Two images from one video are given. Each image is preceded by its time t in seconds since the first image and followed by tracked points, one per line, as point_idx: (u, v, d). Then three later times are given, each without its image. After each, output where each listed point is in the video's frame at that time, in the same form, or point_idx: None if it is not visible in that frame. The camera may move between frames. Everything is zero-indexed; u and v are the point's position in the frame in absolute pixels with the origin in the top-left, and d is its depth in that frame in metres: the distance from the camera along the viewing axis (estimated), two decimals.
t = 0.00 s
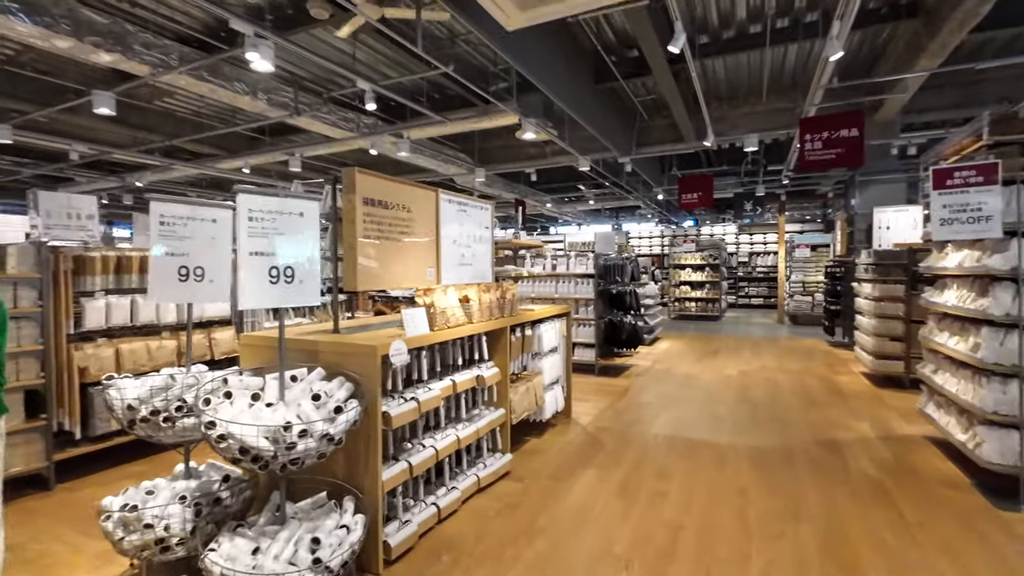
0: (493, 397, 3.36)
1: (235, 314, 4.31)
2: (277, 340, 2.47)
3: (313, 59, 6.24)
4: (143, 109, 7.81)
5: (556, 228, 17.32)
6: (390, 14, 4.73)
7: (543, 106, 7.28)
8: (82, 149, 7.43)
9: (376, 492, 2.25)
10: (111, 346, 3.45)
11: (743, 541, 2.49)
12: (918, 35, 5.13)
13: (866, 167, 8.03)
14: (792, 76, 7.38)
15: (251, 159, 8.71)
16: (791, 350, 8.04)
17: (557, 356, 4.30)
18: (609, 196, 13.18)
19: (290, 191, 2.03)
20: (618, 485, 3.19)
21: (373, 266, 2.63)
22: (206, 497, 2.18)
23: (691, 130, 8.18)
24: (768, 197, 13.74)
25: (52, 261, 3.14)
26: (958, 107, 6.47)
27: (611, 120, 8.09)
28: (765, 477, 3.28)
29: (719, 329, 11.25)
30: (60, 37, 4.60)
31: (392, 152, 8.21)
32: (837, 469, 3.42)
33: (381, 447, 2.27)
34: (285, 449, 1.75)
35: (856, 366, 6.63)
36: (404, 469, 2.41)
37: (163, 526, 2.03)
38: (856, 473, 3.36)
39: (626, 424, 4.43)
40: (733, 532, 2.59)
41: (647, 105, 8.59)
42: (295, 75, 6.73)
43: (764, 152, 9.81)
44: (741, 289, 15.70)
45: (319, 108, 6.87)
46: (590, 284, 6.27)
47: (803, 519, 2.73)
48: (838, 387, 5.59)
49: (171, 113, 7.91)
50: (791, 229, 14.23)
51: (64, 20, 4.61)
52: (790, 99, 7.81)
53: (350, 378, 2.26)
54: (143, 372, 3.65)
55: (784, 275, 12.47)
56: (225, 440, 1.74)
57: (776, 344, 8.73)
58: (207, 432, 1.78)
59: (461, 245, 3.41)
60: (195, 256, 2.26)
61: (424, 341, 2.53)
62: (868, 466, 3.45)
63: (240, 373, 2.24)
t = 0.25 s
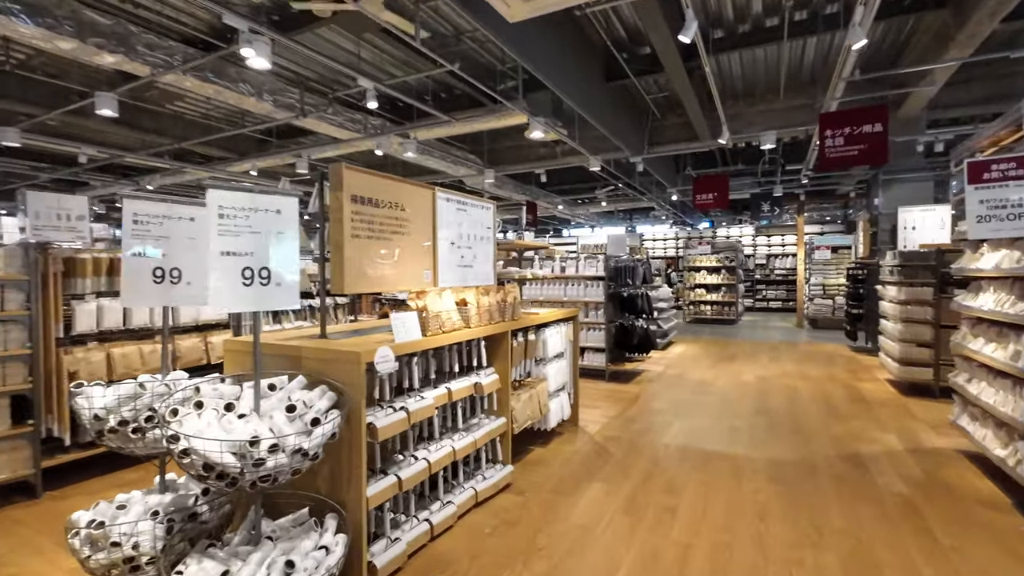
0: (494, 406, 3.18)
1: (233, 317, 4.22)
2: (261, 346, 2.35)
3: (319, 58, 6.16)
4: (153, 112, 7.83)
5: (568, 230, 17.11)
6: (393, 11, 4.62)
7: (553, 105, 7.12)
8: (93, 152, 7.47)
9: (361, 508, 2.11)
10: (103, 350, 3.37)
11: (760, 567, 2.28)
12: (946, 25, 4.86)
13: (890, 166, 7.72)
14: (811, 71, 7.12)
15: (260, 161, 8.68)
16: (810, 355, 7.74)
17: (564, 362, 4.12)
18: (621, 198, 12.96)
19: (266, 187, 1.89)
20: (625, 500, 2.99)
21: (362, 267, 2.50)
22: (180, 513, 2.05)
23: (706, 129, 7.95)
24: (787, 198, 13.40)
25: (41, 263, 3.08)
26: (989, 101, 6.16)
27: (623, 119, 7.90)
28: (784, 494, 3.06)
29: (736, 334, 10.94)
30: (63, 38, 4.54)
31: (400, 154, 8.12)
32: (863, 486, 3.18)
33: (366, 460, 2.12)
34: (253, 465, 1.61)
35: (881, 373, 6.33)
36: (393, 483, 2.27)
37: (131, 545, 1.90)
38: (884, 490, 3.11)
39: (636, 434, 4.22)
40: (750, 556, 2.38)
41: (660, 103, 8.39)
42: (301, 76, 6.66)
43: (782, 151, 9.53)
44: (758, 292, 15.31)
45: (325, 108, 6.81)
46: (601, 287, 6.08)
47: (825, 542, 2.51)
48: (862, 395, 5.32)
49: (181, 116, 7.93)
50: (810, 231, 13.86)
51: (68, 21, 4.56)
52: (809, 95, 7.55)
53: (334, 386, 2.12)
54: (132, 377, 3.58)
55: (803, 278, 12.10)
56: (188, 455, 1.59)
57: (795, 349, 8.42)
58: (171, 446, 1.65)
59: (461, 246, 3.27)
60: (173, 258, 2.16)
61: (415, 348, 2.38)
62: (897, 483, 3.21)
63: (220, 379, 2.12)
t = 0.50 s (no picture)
0: (490, 415, 2.97)
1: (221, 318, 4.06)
2: (232, 350, 2.16)
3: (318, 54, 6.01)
4: (154, 112, 7.73)
5: (576, 231, 16.86)
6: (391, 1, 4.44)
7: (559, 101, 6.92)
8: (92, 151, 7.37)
9: (336, 529, 1.91)
10: (81, 353, 3.24)
11: None
12: (974, 12, 4.60)
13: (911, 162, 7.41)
14: (827, 64, 6.85)
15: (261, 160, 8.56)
16: (827, 359, 7.44)
17: (567, 366, 3.90)
18: (629, 198, 12.70)
19: (228, 174, 1.70)
20: (631, 518, 2.76)
21: (343, 265, 2.30)
22: (136, 534, 1.86)
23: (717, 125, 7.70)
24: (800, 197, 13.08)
25: (14, 262, 2.94)
26: (1017, 93, 5.86)
27: (632, 115, 7.68)
28: (806, 512, 2.81)
29: (748, 336, 10.63)
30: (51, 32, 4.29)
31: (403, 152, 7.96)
32: (892, 502, 2.93)
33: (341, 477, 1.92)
34: (202, 488, 1.41)
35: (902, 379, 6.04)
36: (374, 501, 2.07)
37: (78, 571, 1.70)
38: (914, 508, 2.85)
39: (644, 443, 3.99)
40: None
41: (670, 99, 8.16)
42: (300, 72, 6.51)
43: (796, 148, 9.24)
44: (770, 294, 14.96)
45: (325, 106, 6.65)
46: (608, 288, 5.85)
47: (854, 568, 2.27)
48: (884, 402, 5.04)
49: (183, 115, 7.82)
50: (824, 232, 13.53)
51: (56, 14, 4.29)
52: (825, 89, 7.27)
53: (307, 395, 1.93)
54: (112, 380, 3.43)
55: (818, 279, 11.76)
56: (129, 476, 1.40)
57: (811, 353, 8.12)
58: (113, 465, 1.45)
59: (456, 243, 3.06)
60: (136, 254, 1.99)
61: (399, 353, 2.17)
62: (928, 500, 2.95)
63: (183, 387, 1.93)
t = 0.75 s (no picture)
0: (481, 430, 2.76)
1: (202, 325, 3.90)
2: (196, 363, 1.97)
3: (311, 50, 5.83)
4: (148, 111, 7.58)
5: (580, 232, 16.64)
6: None
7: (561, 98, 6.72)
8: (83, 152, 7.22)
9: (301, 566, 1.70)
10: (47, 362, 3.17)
11: None
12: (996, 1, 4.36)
13: (925, 161, 7.15)
14: (838, 59, 6.61)
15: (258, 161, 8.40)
16: (838, 365, 7.19)
17: (566, 375, 3.69)
18: (633, 198, 12.48)
19: (173, 168, 1.49)
20: (633, 544, 2.54)
21: (315, 269, 2.10)
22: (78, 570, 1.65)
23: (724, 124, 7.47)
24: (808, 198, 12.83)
25: None
26: None
27: (636, 113, 7.47)
28: (826, 539, 2.59)
29: (756, 340, 10.38)
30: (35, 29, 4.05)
31: (401, 152, 7.78)
32: (918, 527, 2.70)
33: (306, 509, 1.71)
34: (128, 532, 1.20)
35: (918, 386, 5.79)
36: (346, 532, 1.86)
37: None
38: (941, 533, 2.62)
39: (649, 457, 3.77)
40: None
41: (675, 97, 7.94)
42: (294, 69, 6.32)
43: (805, 147, 9.00)
44: (777, 296, 14.68)
45: (319, 104, 6.47)
46: (611, 291, 5.64)
47: None
48: (900, 412, 4.81)
49: (177, 114, 7.66)
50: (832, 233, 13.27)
51: (36, 8, 4.04)
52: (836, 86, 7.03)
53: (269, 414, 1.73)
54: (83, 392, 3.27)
55: (827, 281, 11.49)
56: (46, 521, 1.19)
57: (821, 358, 7.88)
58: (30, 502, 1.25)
59: (444, 245, 2.86)
60: (83, 256, 1.78)
61: (376, 368, 1.97)
62: (958, 523, 2.72)
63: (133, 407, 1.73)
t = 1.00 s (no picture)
0: (473, 439, 2.61)
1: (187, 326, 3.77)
2: (160, 370, 1.82)
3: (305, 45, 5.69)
4: (143, 110, 7.46)
5: (582, 232, 16.48)
6: None
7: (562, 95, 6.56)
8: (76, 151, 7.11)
9: None
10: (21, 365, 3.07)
11: None
12: None
13: (936, 158, 6.96)
14: (847, 53, 6.43)
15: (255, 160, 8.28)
16: (846, 368, 7.01)
17: (565, 379, 3.53)
18: (636, 198, 12.32)
19: (125, 155, 1.35)
20: (634, 562, 2.39)
21: (290, 268, 1.95)
22: None
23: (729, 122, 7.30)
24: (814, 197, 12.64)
25: None
26: None
27: (639, 110, 7.31)
28: (841, 557, 2.42)
29: (761, 342, 10.20)
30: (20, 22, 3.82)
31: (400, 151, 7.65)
32: (938, 544, 2.53)
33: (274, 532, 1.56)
34: (55, 567, 1.04)
35: (930, 390, 5.61)
36: (321, 554, 1.71)
37: None
38: (964, 551, 2.45)
39: (651, 465, 3.61)
40: None
41: (678, 94, 7.78)
42: (288, 65, 6.19)
43: (811, 146, 8.82)
44: (782, 297, 14.49)
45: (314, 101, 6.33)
46: (613, 293, 5.49)
47: None
48: (913, 418, 4.64)
49: (172, 113, 7.54)
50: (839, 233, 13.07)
51: None
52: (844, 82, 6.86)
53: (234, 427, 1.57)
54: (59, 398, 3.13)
55: (833, 282, 11.29)
56: None
57: (828, 360, 7.70)
58: None
59: (434, 243, 2.72)
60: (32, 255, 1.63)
61: (355, 375, 1.82)
62: (980, 540, 2.55)
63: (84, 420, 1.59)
